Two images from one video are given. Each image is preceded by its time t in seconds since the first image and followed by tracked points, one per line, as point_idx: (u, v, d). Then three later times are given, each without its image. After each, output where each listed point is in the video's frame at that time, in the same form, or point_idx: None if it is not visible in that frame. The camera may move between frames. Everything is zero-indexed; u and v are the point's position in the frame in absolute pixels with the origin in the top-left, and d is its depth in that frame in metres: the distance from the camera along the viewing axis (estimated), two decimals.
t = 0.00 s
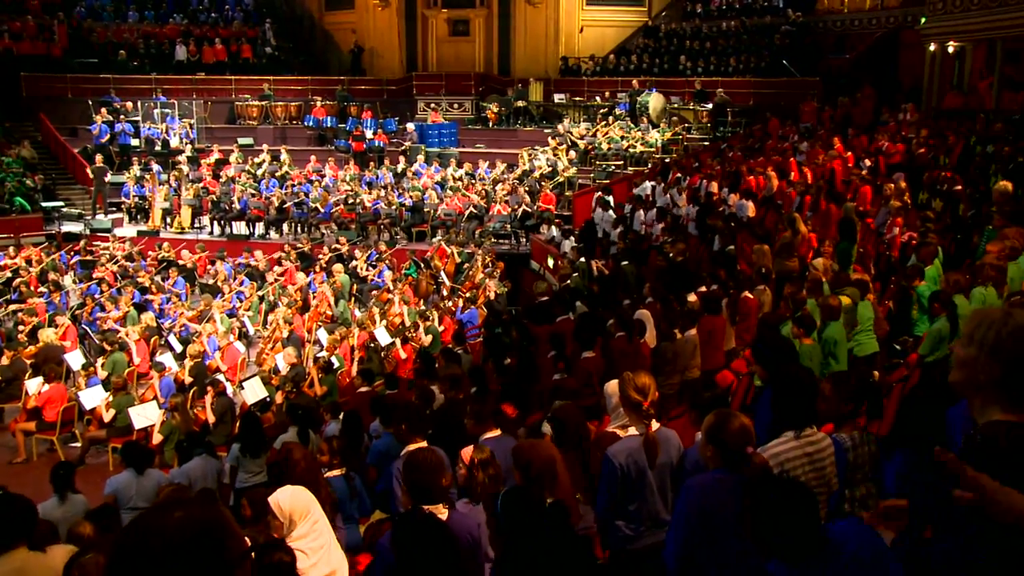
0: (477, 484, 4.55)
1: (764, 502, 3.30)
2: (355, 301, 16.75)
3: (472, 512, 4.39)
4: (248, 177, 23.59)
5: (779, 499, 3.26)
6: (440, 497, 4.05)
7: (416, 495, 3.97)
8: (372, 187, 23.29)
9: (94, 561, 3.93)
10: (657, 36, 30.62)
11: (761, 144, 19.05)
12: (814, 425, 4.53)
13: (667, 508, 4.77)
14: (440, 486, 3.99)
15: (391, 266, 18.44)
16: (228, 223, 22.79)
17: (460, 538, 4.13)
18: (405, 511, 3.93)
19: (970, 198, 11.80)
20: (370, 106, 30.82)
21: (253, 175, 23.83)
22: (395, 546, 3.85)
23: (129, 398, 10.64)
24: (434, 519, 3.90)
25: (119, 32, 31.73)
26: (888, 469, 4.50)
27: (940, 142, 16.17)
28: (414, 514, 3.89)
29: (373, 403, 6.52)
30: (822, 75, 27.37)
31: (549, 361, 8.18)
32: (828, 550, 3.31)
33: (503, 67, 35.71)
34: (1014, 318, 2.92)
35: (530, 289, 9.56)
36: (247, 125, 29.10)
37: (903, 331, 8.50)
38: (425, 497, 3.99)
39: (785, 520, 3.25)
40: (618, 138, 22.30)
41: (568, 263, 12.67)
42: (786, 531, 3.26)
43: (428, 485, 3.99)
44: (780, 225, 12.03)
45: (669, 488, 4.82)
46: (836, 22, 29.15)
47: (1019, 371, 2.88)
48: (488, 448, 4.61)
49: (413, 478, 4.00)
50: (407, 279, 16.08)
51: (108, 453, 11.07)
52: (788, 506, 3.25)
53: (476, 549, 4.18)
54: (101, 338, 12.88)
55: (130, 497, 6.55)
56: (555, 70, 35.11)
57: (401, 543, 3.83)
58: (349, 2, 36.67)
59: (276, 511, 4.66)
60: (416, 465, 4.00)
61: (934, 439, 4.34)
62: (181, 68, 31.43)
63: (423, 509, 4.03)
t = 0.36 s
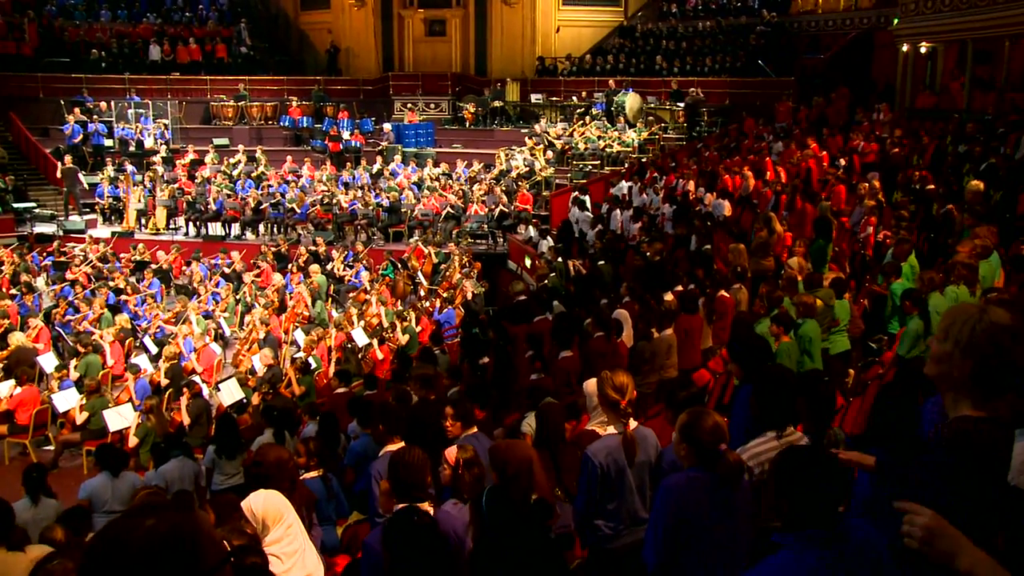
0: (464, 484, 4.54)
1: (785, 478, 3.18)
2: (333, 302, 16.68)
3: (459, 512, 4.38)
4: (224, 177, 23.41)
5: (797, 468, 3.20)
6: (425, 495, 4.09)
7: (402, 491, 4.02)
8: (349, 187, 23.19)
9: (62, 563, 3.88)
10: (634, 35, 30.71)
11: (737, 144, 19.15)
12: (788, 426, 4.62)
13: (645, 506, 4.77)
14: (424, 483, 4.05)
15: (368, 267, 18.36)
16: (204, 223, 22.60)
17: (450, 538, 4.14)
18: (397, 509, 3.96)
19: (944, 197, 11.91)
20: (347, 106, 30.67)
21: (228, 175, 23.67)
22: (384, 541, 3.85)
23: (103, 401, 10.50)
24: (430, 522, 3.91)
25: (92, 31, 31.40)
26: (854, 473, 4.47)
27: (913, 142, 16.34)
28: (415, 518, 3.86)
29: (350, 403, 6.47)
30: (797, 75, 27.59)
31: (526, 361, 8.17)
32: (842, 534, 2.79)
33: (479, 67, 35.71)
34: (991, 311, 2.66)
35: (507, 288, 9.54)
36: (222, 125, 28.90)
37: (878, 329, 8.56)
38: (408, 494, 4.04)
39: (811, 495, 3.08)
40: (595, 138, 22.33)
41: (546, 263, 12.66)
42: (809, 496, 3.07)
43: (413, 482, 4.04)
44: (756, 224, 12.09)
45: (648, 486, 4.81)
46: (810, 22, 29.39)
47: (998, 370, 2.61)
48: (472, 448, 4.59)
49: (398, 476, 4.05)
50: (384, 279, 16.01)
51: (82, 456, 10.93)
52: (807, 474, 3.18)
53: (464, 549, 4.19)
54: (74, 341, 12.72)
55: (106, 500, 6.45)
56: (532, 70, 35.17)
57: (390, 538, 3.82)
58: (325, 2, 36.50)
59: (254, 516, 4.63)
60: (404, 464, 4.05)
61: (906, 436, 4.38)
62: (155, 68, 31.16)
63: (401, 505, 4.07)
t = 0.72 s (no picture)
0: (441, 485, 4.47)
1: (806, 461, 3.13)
2: (308, 302, 16.55)
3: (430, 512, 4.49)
4: (198, 178, 23.19)
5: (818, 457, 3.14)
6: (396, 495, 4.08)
7: (371, 492, 4.01)
8: (324, 187, 23.05)
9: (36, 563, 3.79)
10: (608, 35, 30.76)
11: (712, 143, 19.24)
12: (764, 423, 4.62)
13: (620, 505, 4.78)
14: (395, 484, 4.05)
15: (343, 267, 18.24)
16: (178, 224, 22.37)
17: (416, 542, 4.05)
18: (369, 512, 3.87)
19: (914, 196, 12.05)
20: (321, 106, 30.49)
21: (202, 176, 23.46)
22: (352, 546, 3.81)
23: (76, 403, 10.35)
24: (405, 529, 3.84)
25: (61, 29, 30.98)
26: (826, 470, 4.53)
27: (885, 142, 16.51)
28: (390, 526, 3.79)
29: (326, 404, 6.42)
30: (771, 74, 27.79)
31: (502, 361, 8.16)
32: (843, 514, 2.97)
33: (455, 67, 35.69)
34: (939, 307, 3.00)
35: (483, 288, 9.52)
36: (196, 125, 28.64)
37: (851, 328, 8.65)
38: (378, 494, 4.02)
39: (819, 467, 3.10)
40: (570, 137, 22.36)
41: (522, 262, 12.66)
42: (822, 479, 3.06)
43: (381, 482, 4.03)
44: (731, 223, 12.17)
45: (623, 484, 4.83)
46: (784, 22, 29.60)
47: (950, 366, 2.95)
48: (449, 448, 4.54)
49: (367, 477, 4.04)
50: (360, 280, 15.91)
51: (53, 459, 10.76)
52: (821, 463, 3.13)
53: (430, 551, 4.12)
54: (45, 342, 12.52)
55: (78, 503, 6.35)
56: (507, 69, 35.19)
57: (361, 545, 3.78)
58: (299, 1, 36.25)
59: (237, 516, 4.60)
60: (371, 464, 4.05)
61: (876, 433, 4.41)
62: (127, 67, 30.82)
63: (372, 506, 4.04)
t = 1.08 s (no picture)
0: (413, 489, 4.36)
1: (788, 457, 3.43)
2: (288, 303, 16.47)
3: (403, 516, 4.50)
4: (176, 178, 23.01)
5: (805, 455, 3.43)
6: (363, 501, 4.11)
7: (336, 498, 4.07)
8: (304, 188, 22.93)
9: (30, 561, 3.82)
10: (588, 36, 30.76)
11: (691, 143, 19.28)
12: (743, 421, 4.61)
13: (600, 505, 4.76)
14: (364, 488, 4.03)
15: (323, 268, 18.14)
16: (156, 225, 22.17)
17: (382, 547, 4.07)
18: (332, 521, 4.03)
19: (892, 197, 12.14)
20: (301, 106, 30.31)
21: (181, 177, 23.31)
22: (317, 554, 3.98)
23: (53, 405, 10.23)
24: (366, 538, 3.99)
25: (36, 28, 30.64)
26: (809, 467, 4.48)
27: (863, 142, 16.61)
28: (348, 537, 3.95)
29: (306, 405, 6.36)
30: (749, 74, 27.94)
31: (482, 361, 8.14)
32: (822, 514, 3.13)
33: (434, 68, 35.64)
34: (928, 310, 2.92)
35: (463, 288, 9.49)
36: (174, 126, 28.43)
37: (829, 327, 8.69)
38: (344, 500, 4.07)
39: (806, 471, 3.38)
40: (551, 137, 22.35)
41: (502, 261, 12.63)
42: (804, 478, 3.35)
43: (350, 487, 4.04)
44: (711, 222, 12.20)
45: (603, 485, 4.79)
46: (762, 22, 29.72)
47: (933, 367, 2.86)
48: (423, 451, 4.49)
49: (334, 482, 4.06)
50: (340, 281, 15.80)
51: (31, 463, 10.62)
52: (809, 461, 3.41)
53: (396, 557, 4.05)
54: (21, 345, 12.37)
55: (55, 508, 6.26)
56: (486, 70, 35.16)
57: (322, 551, 3.94)
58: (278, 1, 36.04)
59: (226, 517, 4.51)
60: (342, 470, 4.04)
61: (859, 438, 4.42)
62: (104, 67, 30.54)
63: (340, 513, 4.08)
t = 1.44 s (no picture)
0: (382, 492, 4.35)
1: (739, 460, 2.99)
2: (266, 303, 16.37)
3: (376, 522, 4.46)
4: (152, 178, 22.80)
5: (756, 450, 2.99)
6: (333, 504, 4.06)
7: (309, 500, 4.00)
8: (281, 187, 22.82)
9: None
10: (566, 35, 30.80)
11: (669, 143, 19.34)
12: (717, 418, 4.60)
13: (578, 505, 4.75)
14: (332, 490, 4.02)
15: (301, 268, 18.05)
16: (132, 225, 21.98)
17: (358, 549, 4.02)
18: (304, 523, 3.87)
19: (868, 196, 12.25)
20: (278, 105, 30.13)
21: (157, 176, 23.12)
22: (289, 557, 3.79)
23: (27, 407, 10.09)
24: (340, 541, 3.84)
25: (8, 26, 30.25)
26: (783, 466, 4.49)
27: (839, 142, 16.75)
28: (321, 538, 3.78)
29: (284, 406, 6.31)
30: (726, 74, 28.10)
31: (461, 361, 8.13)
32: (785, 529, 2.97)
33: (412, 69, 35.62)
34: (876, 300, 3.07)
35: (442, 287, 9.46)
36: (150, 125, 28.18)
37: (807, 325, 8.75)
38: (315, 502, 4.02)
39: (756, 472, 2.96)
40: (529, 136, 22.37)
41: (481, 261, 12.62)
42: (758, 484, 2.95)
43: (320, 490, 4.02)
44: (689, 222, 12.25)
45: (581, 484, 4.78)
46: (739, 22, 29.92)
47: (888, 355, 3.04)
48: (392, 455, 4.48)
49: (307, 484, 4.02)
50: (318, 281, 15.72)
51: (5, 466, 10.47)
52: (763, 459, 2.98)
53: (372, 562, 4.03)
54: None
55: (30, 511, 6.17)
56: (464, 69, 35.16)
57: (295, 553, 3.75)
58: None
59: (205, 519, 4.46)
60: (309, 473, 4.02)
61: (836, 437, 4.46)
62: (78, 66, 30.25)
63: (310, 514, 4.04)
